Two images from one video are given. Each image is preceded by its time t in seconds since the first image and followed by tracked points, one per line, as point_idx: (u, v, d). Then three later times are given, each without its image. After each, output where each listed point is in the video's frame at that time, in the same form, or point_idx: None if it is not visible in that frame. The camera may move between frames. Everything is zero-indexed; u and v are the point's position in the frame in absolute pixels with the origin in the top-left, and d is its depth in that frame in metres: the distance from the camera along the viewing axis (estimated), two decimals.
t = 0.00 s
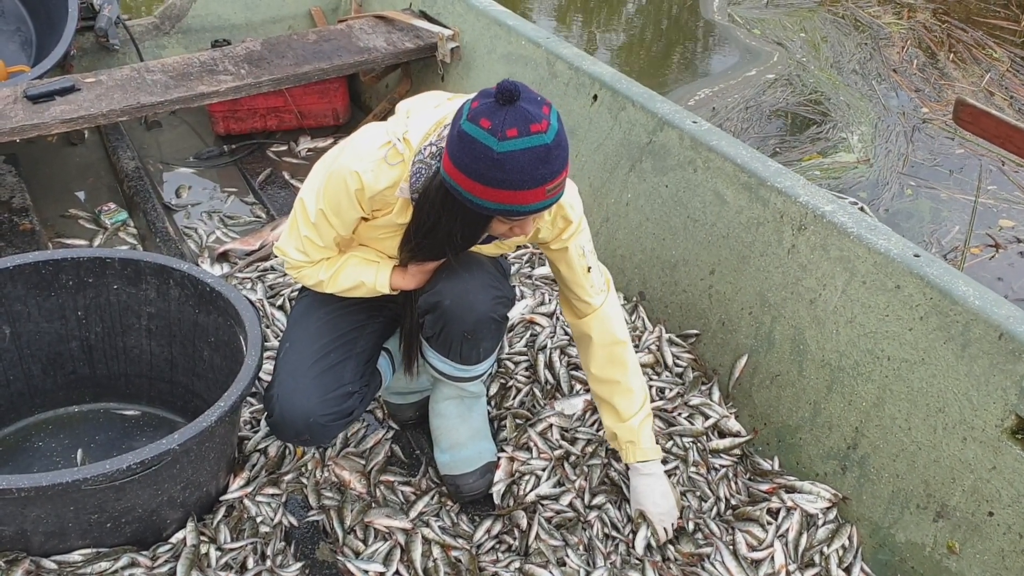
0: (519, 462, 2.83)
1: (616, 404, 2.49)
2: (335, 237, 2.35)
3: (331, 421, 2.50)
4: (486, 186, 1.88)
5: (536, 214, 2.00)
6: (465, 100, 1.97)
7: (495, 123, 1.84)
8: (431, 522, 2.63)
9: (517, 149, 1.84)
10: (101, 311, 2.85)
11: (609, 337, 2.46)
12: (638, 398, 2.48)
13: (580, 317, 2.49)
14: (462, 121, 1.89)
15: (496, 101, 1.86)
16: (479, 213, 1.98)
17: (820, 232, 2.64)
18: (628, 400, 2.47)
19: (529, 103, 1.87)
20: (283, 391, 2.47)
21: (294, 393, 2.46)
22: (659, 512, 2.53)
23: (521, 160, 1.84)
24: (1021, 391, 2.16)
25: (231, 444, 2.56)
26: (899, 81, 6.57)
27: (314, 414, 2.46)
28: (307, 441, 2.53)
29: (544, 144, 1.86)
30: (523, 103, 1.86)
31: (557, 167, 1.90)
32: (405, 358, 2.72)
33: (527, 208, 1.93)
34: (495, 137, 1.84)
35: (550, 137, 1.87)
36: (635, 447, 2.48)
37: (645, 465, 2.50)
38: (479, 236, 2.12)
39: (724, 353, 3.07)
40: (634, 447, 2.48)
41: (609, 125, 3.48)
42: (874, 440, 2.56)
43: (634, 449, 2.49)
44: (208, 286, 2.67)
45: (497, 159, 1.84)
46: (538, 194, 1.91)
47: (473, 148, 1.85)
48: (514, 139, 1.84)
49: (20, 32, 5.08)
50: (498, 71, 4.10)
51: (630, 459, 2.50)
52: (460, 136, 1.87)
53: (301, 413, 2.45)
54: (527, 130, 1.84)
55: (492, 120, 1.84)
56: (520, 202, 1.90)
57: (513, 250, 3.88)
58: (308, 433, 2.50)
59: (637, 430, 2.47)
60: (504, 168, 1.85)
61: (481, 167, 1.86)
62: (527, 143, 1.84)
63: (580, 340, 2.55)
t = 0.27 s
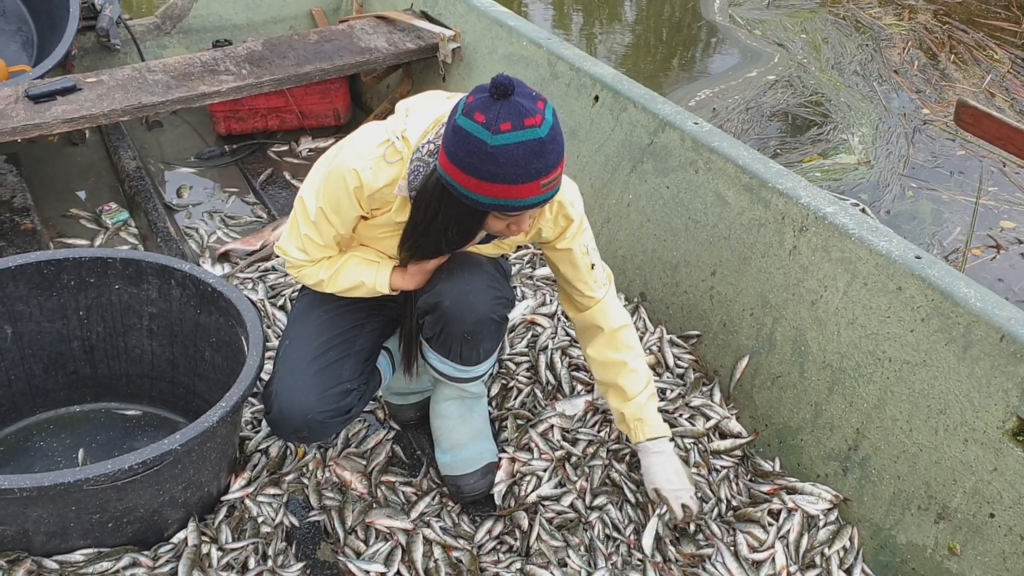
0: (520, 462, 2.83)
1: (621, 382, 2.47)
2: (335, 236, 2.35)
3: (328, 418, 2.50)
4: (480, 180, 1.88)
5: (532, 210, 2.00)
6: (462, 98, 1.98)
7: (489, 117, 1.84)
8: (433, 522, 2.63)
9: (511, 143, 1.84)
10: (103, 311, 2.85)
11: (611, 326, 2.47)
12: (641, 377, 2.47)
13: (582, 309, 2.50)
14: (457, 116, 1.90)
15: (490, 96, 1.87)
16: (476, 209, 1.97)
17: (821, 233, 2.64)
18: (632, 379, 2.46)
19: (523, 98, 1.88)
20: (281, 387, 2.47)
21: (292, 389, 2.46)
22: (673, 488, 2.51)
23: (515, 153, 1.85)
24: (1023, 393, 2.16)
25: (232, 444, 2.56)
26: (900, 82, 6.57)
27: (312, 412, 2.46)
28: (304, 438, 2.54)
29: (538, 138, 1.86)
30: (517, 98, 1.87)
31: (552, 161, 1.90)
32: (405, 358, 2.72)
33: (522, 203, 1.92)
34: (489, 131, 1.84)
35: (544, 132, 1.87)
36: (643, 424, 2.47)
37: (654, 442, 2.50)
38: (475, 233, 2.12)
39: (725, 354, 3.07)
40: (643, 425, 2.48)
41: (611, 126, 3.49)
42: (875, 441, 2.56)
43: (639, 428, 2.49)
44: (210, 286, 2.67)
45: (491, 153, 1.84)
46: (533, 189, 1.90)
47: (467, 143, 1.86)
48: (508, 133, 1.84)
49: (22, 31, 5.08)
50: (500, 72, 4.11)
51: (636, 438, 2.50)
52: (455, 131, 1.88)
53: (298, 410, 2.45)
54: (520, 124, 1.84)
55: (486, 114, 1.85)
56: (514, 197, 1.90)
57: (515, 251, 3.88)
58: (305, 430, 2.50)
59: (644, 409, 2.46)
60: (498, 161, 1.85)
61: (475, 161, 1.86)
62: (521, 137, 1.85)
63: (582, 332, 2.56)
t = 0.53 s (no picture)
0: (521, 462, 2.83)
1: (616, 388, 2.46)
2: (337, 236, 2.35)
3: (332, 420, 2.50)
4: (480, 171, 1.88)
5: (533, 202, 1.99)
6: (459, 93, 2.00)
7: (486, 108, 1.85)
8: (434, 522, 2.63)
9: (510, 133, 1.85)
10: (104, 310, 2.85)
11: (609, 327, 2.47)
12: (637, 383, 2.45)
13: (581, 308, 2.50)
14: (455, 109, 1.91)
15: (488, 88, 1.88)
16: (476, 204, 1.97)
17: (822, 234, 2.64)
18: (627, 384, 2.45)
19: (521, 89, 1.89)
20: (285, 389, 2.48)
21: (296, 391, 2.46)
22: (668, 496, 2.47)
23: (514, 143, 1.85)
24: None
25: (234, 443, 2.56)
26: (900, 83, 6.57)
27: (317, 413, 2.47)
28: (309, 439, 2.54)
29: (537, 128, 1.87)
30: (515, 90, 1.87)
31: (551, 150, 1.90)
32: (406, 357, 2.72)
33: (522, 194, 1.92)
34: (487, 122, 1.85)
35: (542, 122, 1.88)
36: (637, 431, 2.45)
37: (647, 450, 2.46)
38: (475, 229, 2.12)
39: (726, 354, 3.07)
40: (635, 432, 2.46)
41: (612, 126, 3.49)
42: (875, 442, 2.56)
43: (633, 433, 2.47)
44: (211, 285, 2.67)
45: (490, 144, 1.85)
46: (533, 179, 1.91)
47: (466, 134, 1.87)
48: (506, 124, 1.85)
49: (23, 31, 5.08)
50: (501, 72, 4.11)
51: (630, 444, 2.48)
52: (454, 123, 1.89)
53: (303, 411, 2.46)
54: (519, 115, 1.85)
55: (484, 106, 1.86)
56: (514, 188, 1.90)
57: (516, 251, 3.88)
58: (309, 431, 2.51)
59: (639, 416, 2.45)
60: (497, 152, 1.85)
61: (474, 152, 1.86)
62: (519, 127, 1.85)
63: (580, 330, 2.56)
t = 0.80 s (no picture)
0: (522, 462, 2.84)
1: (613, 402, 2.48)
2: (337, 234, 2.35)
3: (328, 419, 2.50)
4: (471, 155, 1.88)
5: (526, 192, 1.99)
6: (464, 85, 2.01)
7: (482, 95, 1.86)
8: (434, 522, 2.63)
9: (502, 119, 1.85)
10: (105, 310, 2.85)
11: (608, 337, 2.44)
12: (635, 398, 2.47)
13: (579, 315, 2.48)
14: (454, 96, 1.92)
15: (485, 76, 1.89)
16: (469, 190, 1.98)
17: (823, 234, 2.64)
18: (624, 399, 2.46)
19: (519, 78, 1.89)
20: (282, 387, 2.48)
21: (293, 390, 2.46)
22: (655, 512, 2.52)
23: (506, 129, 1.85)
24: None
25: (235, 443, 2.56)
26: (901, 83, 6.58)
27: (312, 413, 2.47)
28: (304, 439, 2.54)
29: (530, 116, 1.86)
30: (513, 78, 1.87)
31: (545, 139, 1.90)
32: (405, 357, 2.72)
33: (514, 181, 1.92)
34: (481, 107, 1.85)
35: (536, 110, 1.87)
36: (630, 448, 2.46)
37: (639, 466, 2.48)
38: (470, 221, 2.12)
39: (727, 355, 3.07)
40: (629, 448, 2.47)
41: (613, 126, 3.49)
42: (876, 442, 2.56)
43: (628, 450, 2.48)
44: (212, 286, 2.67)
45: (482, 129, 1.85)
46: (525, 167, 1.90)
47: (461, 119, 1.88)
48: (499, 110, 1.85)
49: (24, 31, 5.08)
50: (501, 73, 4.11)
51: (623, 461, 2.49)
52: (451, 109, 1.91)
53: (299, 410, 2.46)
54: (513, 101, 1.85)
55: (480, 92, 1.87)
56: (505, 175, 1.90)
57: (516, 251, 3.88)
58: (306, 431, 2.51)
59: (634, 432, 2.46)
60: (489, 137, 1.85)
61: (466, 137, 1.87)
62: (513, 113, 1.85)
63: (579, 337, 2.54)
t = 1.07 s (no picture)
0: (520, 462, 2.84)
1: (611, 384, 2.49)
2: (336, 228, 2.35)
3: (328, 419, 2.50)
4: (438, 102, 1.92)
5: (497, 152, 1.96)
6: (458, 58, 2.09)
7: (457, 45, 1.92)
8: (433, 521, 2.64)
9: (471, 65, 1.89)
10: (104, 309, 2.85)
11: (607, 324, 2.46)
12: (632, 380, 2.47)
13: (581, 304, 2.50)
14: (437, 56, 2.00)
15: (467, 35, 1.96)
16: (440, 148, 1.98)
17: (821, 234, 2.65)
18: (622, 381, 2.47)
19: (498, 37, 1.94)
20: (282, 386, 2.47)
21: (293, 389, 2.46)
22: (654, 495, 2.52)
23: (474, 75, 1.89)
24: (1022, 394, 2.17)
25: (233, 442, 2.56)
26: (900, 84, 6.58)
27: (312, 413, 2.46)
28: (304, 438, 2.54)
29: (500, 66, 1.89)
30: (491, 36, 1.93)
31: (513, 92, 1.90)
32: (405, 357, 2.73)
33: (478, 131, 1.91)
34: (454, 56, 1.91)
35: (508, 62, 1.90)
36: (624, 427, 2.47)
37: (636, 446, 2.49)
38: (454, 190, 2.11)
39: (725, 354, 3.07)
40: (623, 427, 2.47)
41: (612, 126, 3.49)
42: (873, 442, 2.56)
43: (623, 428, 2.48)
44: (211, 284, 2.68)
45: (452, 74, 1.90)
46: (489, 117, 1.90)
47: (435, 70, 1.94)
48: (470, 57, 1.89)
49: (24, 30, 5.09)
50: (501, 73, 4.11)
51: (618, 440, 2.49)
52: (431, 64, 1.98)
53: (299, 410, 2.45)
54: (485, 51, 1.89)
55: (456, 44, 1.93)
56: (470, 123, 1.90)
57: (515, 251, 3.88)
58: (305, 431, 2.50)
59: (629, 411, 2.46)
60: (456, 82, 1.89)
61: (437, 83, 1.92)
62: (482, 62, 1.89)
63: (581, 325, 2.56)
